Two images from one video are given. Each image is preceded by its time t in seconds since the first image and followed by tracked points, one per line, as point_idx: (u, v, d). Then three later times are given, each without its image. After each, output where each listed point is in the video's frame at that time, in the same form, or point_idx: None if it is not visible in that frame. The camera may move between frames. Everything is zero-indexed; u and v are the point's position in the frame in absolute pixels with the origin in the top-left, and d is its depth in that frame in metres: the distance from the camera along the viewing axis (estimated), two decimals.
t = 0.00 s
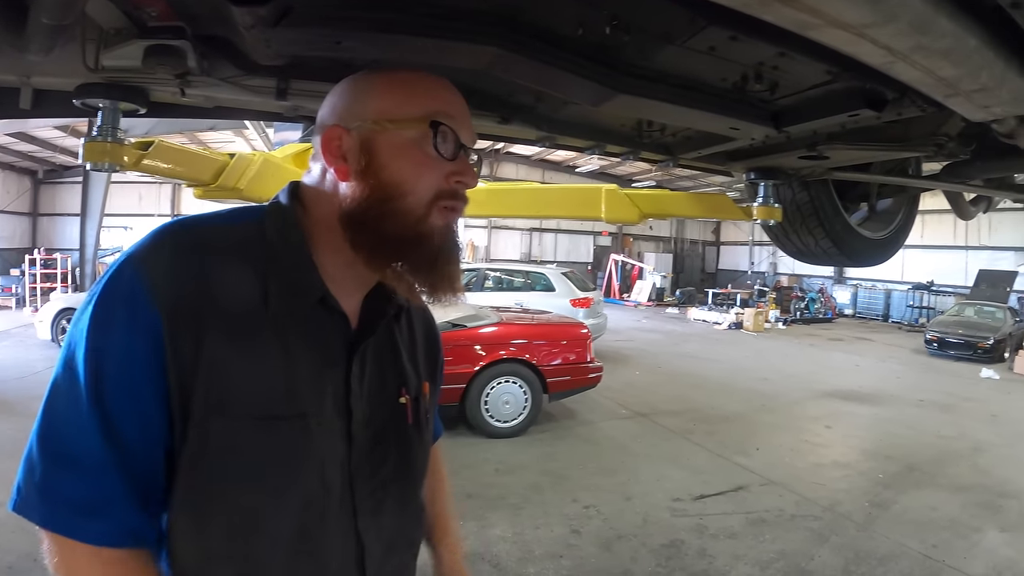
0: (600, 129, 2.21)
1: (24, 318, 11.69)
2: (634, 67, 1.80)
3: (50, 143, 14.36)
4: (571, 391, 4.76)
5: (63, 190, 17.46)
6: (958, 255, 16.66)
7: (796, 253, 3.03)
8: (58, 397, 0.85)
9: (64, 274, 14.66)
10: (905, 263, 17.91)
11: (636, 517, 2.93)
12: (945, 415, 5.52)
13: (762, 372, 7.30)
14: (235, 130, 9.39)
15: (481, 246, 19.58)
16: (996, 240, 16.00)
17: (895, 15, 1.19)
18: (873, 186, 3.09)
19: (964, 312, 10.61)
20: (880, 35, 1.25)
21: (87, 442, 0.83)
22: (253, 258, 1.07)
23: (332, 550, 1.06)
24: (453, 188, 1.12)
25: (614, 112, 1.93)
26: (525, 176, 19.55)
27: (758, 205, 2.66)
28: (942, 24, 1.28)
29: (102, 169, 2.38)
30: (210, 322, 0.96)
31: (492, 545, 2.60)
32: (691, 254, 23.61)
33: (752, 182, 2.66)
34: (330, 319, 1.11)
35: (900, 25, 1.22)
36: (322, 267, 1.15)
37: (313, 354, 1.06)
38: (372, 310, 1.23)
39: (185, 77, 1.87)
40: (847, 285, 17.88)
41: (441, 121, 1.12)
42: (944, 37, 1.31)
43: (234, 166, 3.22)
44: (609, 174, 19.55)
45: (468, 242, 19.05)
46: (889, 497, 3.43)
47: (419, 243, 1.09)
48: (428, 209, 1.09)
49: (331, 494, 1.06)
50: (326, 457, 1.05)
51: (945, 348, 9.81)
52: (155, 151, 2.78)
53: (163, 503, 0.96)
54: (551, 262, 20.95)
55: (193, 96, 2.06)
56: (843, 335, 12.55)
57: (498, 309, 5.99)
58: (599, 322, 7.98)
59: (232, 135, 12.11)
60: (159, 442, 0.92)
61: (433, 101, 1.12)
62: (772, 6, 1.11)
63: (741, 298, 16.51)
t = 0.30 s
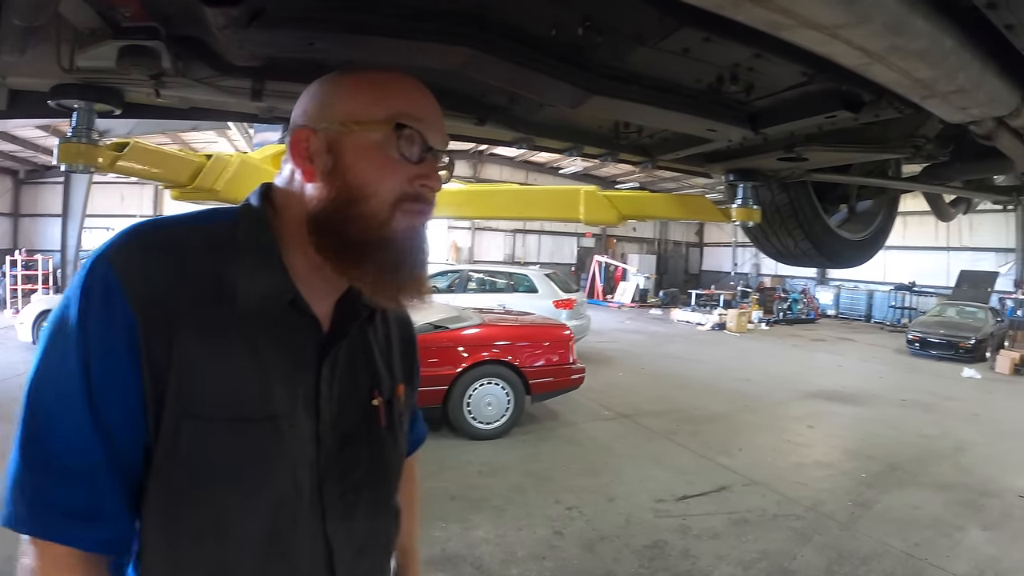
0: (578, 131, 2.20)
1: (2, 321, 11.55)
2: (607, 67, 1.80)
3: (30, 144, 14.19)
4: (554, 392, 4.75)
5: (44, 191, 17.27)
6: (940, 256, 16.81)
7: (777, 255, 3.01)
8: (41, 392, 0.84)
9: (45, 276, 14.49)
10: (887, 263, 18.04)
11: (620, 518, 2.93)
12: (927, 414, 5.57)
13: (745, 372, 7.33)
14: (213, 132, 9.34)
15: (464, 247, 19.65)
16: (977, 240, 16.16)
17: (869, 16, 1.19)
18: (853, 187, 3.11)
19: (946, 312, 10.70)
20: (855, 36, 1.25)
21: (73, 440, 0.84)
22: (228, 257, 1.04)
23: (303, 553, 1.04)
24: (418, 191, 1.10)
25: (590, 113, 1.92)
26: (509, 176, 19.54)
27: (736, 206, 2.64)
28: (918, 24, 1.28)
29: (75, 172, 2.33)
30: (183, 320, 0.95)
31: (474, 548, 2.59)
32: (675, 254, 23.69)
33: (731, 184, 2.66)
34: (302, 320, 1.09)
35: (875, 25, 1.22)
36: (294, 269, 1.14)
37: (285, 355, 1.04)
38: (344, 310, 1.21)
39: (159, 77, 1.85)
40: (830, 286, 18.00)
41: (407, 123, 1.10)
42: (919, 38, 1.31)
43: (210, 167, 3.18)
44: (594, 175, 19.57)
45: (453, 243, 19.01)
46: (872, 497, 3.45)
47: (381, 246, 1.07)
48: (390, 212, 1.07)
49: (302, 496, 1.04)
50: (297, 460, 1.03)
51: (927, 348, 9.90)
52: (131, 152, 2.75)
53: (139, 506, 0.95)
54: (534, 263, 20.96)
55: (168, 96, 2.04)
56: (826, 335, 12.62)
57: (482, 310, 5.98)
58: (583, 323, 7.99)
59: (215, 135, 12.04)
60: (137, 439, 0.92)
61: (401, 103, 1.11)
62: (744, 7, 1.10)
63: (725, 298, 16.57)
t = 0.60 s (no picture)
0: (561, 125, 2.20)
1: None
2: (590, 60, 1.80)
3: (14, 140, 14.04)
4: (540, 389, 4.75)
5: (29, 187, 17.10)
6: (926, 255, 16.94)
7: (762, 251, 3.03)
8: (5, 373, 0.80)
9: (28, 273, 14.34)
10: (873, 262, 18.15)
11: (606, 515, 2.93)
12: (913, 412, 5.60)
13: (732, 370, 7.36)
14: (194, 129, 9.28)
15: (451, 246, 19.64)
16: (962, 240, 16.28)
17: (852, 7, 1.19)
18: (838, 184, 3.09)
19: (932, 310, 10.76)
20: (838, 27, 1.25)
21: (35, 422, 0.80)
22: (197, 244, 1.02)
23: (274, 546, 1.03)
24: (355, 176, 1.10)
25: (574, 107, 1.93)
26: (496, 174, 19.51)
27: (721, 202, 2.64)
28: (901, 16, 1.28)
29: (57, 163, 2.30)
30: (151, 304, 0.92)
31: (460, 545, 2.58)
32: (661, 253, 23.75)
33: (716, 179, 2.66)
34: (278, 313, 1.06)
35: (858, 16, 1.22)
36: (270, 264, 1.08)
37: (256, 344, 1.02)
38: (323, 308, 1.16)
39: (140, 69, 1.83)
40: (817, 284, 18.10)
41: (354, 109, 1.12)
42: (903, 29, 1.31)
43: (193, 161, 3.14)
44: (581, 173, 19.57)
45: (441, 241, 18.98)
46: (858, 493, 3.47)
47: (307, 225, 1.07)
48: (319, 191, 1.08)
49: (275, 488, 1.03)
50: (268, 449, 1.01)
51: (913, 346, 9.96)
52: (113, 145, 2.71)
53: (102, 498, 0.91)
54: (520, 262, 20.97)
55: (150, 88, 2.02)
56: (812, 333, 12.69)
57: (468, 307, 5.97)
58: (569, 321, 8.01)
59: (202, 131, 11.97)
60: (100, 428, 0.88)
61: (358, 92, 1.13)
62: None
63: (712, 297, 16.62)
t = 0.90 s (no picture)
0: (550, 129, 2.21)
1: None
2: (578, 64, 1.80)
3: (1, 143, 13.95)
4: (531, 390, 4.76)
5: (18, 191, 17.02)
6: (915, 254, 17.01)
7: (751, 252, 3.04)
8: None
9: (17, 277, 14.27)
10: (864, 261, 18.22)
11: (598, 516, 2.94)
12: (903, 410, 5.63)
13: (723, 370, 7.38)
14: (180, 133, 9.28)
15: (442, 247, 19.65)
16: (952, 239, 16.35)
17: (836, 12, 1.20)
18: (827, 186, 3.12)
19: (922, 309, 10.81)
20: (824, 31, 1.26)
21: (27, 422, 0.81)
22: (185, 248, 1.02)
23: (264, 549, 1.03)
24: (341, 179, 1.10)
25: (562, 110, 1.93)
26: (487, 175, 19.52)
27: (710, 204, 2.65)
28: (887, 20, 1.28)
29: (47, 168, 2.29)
30: (140, 307, 0.93)
31: (452, 547, 2.59)
32: (652, 253, 23.81)
33: (705, 181, 2.67)
34: (264, 317, 1.07)
35: (844, 20, 1.23)
36: (259, 268, 1.09)
37: (243, 347, 1.03)
38: (312, 311, 1.16)
39: (129, 74, 1.83)
40: (808, 284, 18.18)
41: (338, 112, 1.12)
42: (888, 33, 1.32)
43: (183, 164, 3.14)
44: (571, 174, 19.60)
45: (430, 242, 18.95)
46: (849, 492, 3.49)
47: (295, 228, 1.08)
48: (306, 195, 1.09)
49: (263, 490, 1.03)
50: (256, 451, 1.01)
51: (903, 345, 10.02)
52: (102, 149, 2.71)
53: (93, 500, 0.92)
54: (512, 262, 20.98)
55: (138, 92, 2.02)
56: (803, 333, 12.73)
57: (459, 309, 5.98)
58: (560, 322, 8.02)
59: (192, 133, 11.96)
60: (89, 430, 0.89)
61: (341, 95, 1.13)
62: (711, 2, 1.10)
63: (702, 297, 16.64)
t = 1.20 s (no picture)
0: (542, 133, 2.22)
1: None
2: (571, 69, 1.81)
3: None
4: (525, 393, 4.76)
5: (9, 192, 16.96)
6: (907, 256, 17.07)
7: (743, 256, 3.05)
8: None
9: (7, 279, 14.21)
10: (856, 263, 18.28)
11: (591, 518, 2.94)
12: (896, 412, 5.65)
13: (715, 372, 7.40)
14: (167, 137, 9.26)
15: (434, 248, 19.61)
16: (944, 241, 16.39)
17: (827, 19, 1.21)
18: (818, 190, 3.14)
19: (914, 311, 10.85)
20: (813, 39, 1.27)
21: (19, 430, 0.82)
22: (179, 256, 1.02)
23: (258, 553, 1.02)
24: (335, 183, 1.10)
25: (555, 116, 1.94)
26: (479, 177, 19.54)
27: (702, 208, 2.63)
28: (876, 27, 1.30)
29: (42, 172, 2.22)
30: (133, 313, 0.93)
31: (446, 550, 2.59)
32: (645, 254, 23.81)
33: (697, 185, 2.68)
34: (257, 321, 1.07)
35: (833, 29, 1.24)
36: (253, 272, 1.09)
37: (237, 352, 1.03)
38: (306, 315, 1.16)
39: (123, 78, 1.83)
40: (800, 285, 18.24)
41: (333, 116, 1.12)
42: (878, 41, 1.33)
43: (176, 168, 3.14)
44: (563, 175, 19.64)
45: (422, 244, 18.94)
46: (842, 493, 3.50)
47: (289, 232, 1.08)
48: (300, 199, 1.09)
49: (257, 494, 1.03)
50: (250, 457, 1.01)
51: (895, 347, 10.06)
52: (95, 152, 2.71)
53: (86, 505, 0.92)
54: (505, 264, 20.98)
55: (132, 97, 2.03)
56: (795, 334, 12.76)
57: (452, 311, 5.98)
58: (553, 323, 8.04)
59: (184, 136, 11.94)
60: (81, 436, 0.89)
61: (336, 99, 1.14)
62: (702, 10, 1.11)
63: (695, 298, 16.66)
